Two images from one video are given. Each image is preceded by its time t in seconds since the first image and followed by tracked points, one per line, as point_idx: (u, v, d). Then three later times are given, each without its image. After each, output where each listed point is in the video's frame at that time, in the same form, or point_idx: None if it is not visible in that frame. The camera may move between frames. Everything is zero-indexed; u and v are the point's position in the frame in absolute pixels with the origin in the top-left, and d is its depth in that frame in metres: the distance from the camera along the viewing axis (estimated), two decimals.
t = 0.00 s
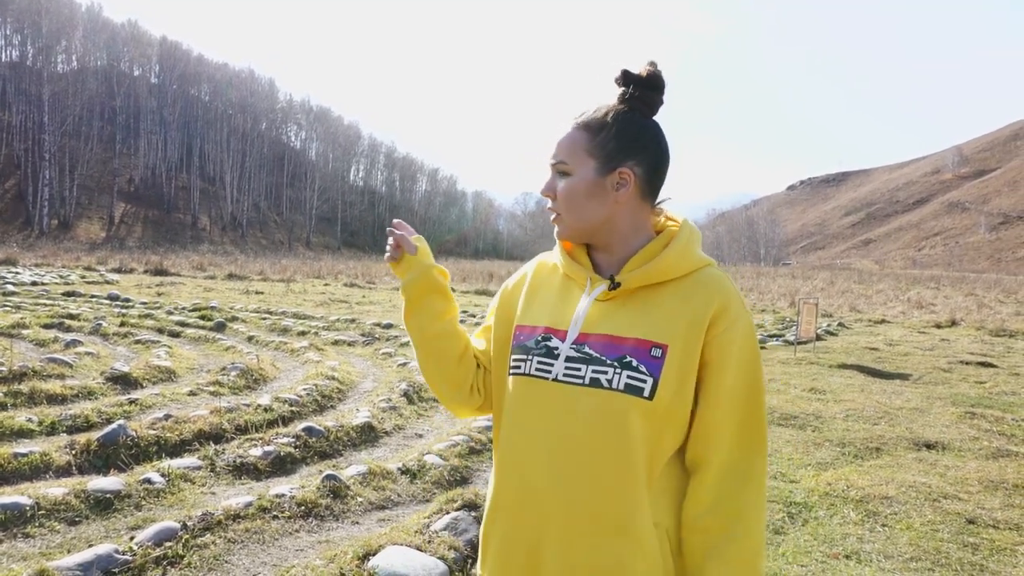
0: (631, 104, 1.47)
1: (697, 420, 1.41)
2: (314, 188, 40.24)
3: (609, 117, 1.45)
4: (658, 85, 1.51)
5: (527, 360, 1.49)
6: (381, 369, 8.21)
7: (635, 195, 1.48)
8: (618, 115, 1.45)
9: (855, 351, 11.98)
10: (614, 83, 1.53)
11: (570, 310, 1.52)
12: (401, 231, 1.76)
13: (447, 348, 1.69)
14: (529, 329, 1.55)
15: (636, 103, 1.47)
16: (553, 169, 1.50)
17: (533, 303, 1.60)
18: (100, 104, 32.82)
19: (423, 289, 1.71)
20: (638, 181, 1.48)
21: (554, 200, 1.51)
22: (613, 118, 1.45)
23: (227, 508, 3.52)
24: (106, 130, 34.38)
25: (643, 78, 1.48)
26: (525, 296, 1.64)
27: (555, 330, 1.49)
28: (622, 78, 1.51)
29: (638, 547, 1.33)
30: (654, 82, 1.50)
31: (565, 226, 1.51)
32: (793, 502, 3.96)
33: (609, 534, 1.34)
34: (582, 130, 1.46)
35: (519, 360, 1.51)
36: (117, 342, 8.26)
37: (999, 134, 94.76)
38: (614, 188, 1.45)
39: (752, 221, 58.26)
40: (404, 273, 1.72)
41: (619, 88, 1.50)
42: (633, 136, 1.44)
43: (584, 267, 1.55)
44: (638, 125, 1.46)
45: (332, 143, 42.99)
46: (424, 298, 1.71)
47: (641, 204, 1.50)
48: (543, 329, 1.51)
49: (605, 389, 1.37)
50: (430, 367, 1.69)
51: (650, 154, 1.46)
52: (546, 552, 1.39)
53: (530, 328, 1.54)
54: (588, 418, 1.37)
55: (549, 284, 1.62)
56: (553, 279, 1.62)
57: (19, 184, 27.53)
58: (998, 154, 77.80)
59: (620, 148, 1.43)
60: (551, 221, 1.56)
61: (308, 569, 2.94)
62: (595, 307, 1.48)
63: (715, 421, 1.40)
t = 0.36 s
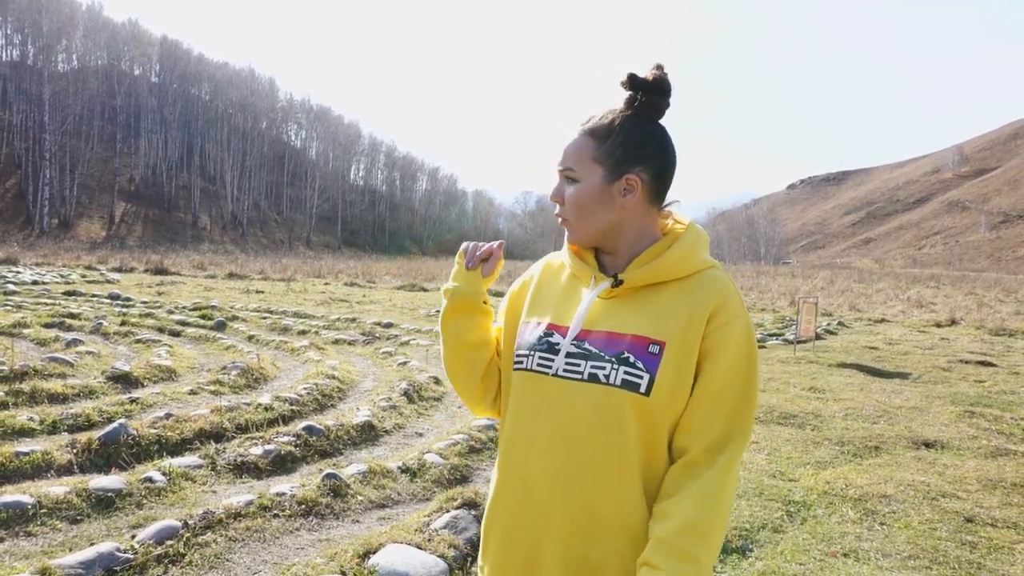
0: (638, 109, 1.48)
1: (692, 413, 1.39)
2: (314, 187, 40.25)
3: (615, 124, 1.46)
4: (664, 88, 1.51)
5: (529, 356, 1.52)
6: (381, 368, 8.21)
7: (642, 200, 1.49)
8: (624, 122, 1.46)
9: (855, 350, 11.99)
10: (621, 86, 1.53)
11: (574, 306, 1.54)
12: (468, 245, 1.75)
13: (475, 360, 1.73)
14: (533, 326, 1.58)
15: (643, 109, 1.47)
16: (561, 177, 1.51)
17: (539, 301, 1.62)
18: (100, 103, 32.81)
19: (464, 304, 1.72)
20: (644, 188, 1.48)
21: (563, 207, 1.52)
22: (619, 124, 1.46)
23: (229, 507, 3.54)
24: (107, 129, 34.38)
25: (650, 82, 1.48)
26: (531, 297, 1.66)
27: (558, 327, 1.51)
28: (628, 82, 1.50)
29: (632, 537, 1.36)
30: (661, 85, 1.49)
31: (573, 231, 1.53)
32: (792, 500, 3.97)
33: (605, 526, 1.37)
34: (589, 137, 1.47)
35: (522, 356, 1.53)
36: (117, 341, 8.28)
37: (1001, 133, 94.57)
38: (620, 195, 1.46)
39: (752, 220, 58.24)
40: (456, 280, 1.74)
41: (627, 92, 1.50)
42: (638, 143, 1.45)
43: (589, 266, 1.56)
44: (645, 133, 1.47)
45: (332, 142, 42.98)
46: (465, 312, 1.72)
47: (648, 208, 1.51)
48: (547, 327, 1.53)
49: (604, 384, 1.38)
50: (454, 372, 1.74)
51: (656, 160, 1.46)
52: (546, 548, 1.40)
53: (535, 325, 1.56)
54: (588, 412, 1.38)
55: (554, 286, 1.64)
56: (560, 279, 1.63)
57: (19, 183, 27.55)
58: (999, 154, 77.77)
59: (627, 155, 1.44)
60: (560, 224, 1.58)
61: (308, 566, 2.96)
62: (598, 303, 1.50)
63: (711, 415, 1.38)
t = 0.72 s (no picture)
0: (640, 112, 1.48)
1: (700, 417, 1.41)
2: (315, 185, 40.28)
3: (620, 126, 1.46)
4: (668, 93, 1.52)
5: (530, 358, 1.52)
6: (382, 367, 8.23)
7: (647, 204, 1.50)
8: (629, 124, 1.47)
9: (855, 349, 11.99)
10: (623, 88, 1.54)
11: (573, 307, 1.55)
12: (441, 249, 1.72)
13: (473, 363, 1.73)
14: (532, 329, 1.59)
15: (645, 114, 1.49)
16: (564, 177, 1.50)
17: (539, 301, 1.63)
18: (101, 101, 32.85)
19: (461, 307, 1.73)
20: (648, 192, 1.49)
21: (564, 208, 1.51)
22: (624, 127, 1.47)
23: (230, 504, 3.55)
24: (107, 127, 34.42)
25: (651, 85, 1.49)
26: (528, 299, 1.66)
27: (559, 328, 1.52)
28: (629, 86, 1.52)
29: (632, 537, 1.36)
30: (662, 89, 1.51)
31: (573, 232, 1.51)
32: (792, 499, 3.98)
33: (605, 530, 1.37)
34: (593, 138, 1.47)
35: (523, 358, 1.54)
36: (119, 339, 8.30)
37: (1003, 132, 94.41)
38: (625, 197, 1.47)
39: (753, 218, 58.20)
40: (442, 289, 1.75)
41: (627, 96, 1.51)
42: (643, 145, 1.46)
43: (590, 268, 1.57)
44: (650, 135, 1.48)
45: (332, 140, 42.95)
46: (458, 317, 1.73)
47: (650, 210, 1.52)
48: (548, 327, 1.53)
49: (608, 387, 1.39)
50: (450, 379, 1.74)
51: (659, 164, 1.48)
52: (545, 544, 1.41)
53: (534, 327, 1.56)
54: (590, 414, 1.39)
55: (553, 288, 1.64)
56: (559, 279, 1.64)
57: (20, 182, 27.55)
58: (1001, 152, 77.66)
59: (633, 156, 1.45)
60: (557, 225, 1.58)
61: (309, 563, 2.97)
62: (597, 306, 1.51)
63: (721, 425, 1.40)
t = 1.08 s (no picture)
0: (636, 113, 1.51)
1: (694, 410, 1.41)
2: (317, 186, 40.34)
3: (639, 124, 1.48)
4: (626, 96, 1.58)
5: (527, 357, 1.53)
6: (383, 368, 8.25)
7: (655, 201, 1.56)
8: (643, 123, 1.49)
9: (857, 349, 11.98)
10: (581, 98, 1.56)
11: (569, 307, 1.56)
12: (423, 263, 1.77)
13: (462, 372, 1.74)
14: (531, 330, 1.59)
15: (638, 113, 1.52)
16: (613, 177, 1.44)
17: (534, 301, 1.64)
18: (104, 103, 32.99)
19: (441, 320, 1.75)
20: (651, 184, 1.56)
21: (619, 209, 1.45)
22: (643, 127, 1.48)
23: (231, 505, 3.56)
24: (111, 129, 34.54)
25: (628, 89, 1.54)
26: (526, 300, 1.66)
27: (554, 328, 1.53)
28: (589, 92, 1.55)
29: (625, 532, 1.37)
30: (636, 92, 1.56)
31: (628, 233, 1.47)
32: (791, 499, 3.98)
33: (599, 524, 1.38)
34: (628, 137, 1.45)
35: (519, 357, 1.55)
36: (121, 340, 8.33)
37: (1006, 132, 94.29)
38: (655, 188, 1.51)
39: (756, 219, 58.12)
40: (424, 302, 1.77)
41: (599, 98, 1.54)
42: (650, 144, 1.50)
43: (582, 269, 1.60)
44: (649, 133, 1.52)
45: (335, 142, 42.95)
46: (441, 328, 1.76)
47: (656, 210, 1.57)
48: (543, 327, 1.54)
49: (606, 382, 1.40)
50: (440, 388, 1.75)
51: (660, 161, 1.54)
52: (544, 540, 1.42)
53: (530, 326, 1.57)
54: (588, 410, 1.40)
55: (551, 290, 1.63)
56: (552, 278, 1.66)
57: (24, 183, 27.61)
58: (1004, 152, 77.50)
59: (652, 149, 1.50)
60: (593, 229, 1.49)
61: (310, 563, 2.98)
62: (593, 305, 1.52)
63: (711, 416, 1.40)
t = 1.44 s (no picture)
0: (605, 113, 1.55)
1: (672, 403, 1.42)
2: (319, 187, 40.41)
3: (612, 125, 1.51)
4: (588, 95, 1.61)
5: (506, 360, 1.54)
6: (383, 368, 8.27)
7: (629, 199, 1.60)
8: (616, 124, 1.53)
9: (857, 349, 11.97)
10: (561, 98, 1.57)
11: (546, 308, 1.57)
12: (409, 270, 1.79)
13: (447, 378, 1.75)
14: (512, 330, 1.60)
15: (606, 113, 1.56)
16: (593, 176, 1.45)
17: (511, 303, 1.65)
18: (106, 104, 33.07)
19: (426, 326, 1.76)
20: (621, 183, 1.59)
21: (605, 205, 1.46)
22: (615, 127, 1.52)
23: (229, 504, 3.58)
24: (113, 130, 34.64)
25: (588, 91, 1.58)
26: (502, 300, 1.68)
27: (531, 329, 1.54)
28: (569, 93, 1.56)
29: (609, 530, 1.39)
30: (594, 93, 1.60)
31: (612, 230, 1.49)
32: (788, 499, 3.99)
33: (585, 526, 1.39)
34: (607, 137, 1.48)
35: (498, 359, 1.56)
36: (122, 341, 8.35)
37: (1009, 131, 94.13)
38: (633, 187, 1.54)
39: (758, 219, 58.10)
40: (409, 308, 1.78)
41: (576, 101, 1.55)
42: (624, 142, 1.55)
43: (557, 270, 1.61)
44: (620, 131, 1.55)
45: (337, 142, 42.96)
46: (429, 334, 1.77)
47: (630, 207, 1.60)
48: (520, 329, 1.56)
49: (584, 383, 1.41)
50: (426, 394, 1.76)
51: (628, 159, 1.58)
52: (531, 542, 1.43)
53: (508, 330, 1.58)
54: (566, 410, 1.41)
55: (528, 291, 1.64)
56: (528, 279, 1.67)
57: (26, 185, 27.64)
58: (1007, 152, 77.41)
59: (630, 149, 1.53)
60: (572, 228, 1.50)
61: (307, 562, 2.99)
62: (569, 305, 1.53)
63: (689, 411, 1.41)
